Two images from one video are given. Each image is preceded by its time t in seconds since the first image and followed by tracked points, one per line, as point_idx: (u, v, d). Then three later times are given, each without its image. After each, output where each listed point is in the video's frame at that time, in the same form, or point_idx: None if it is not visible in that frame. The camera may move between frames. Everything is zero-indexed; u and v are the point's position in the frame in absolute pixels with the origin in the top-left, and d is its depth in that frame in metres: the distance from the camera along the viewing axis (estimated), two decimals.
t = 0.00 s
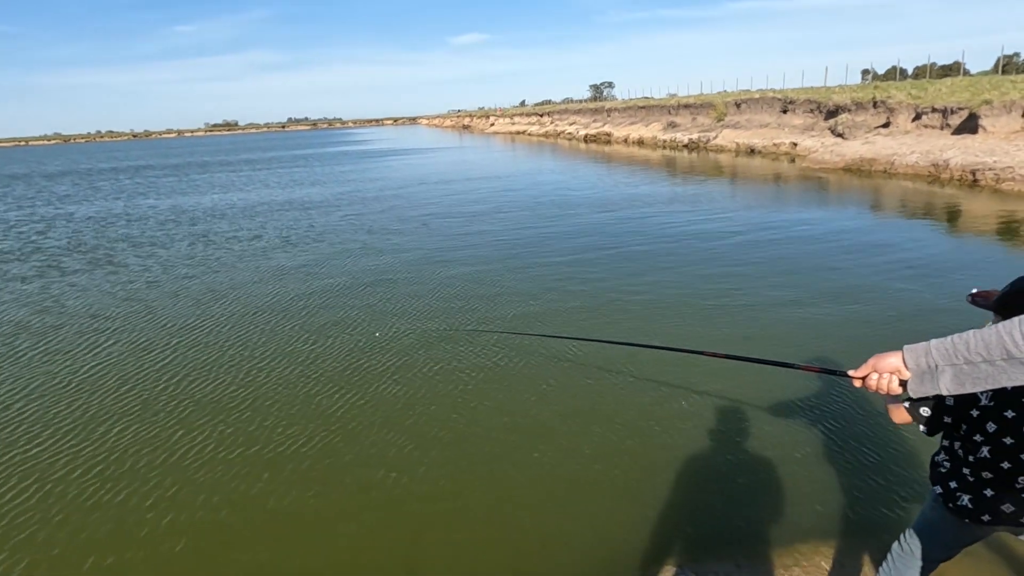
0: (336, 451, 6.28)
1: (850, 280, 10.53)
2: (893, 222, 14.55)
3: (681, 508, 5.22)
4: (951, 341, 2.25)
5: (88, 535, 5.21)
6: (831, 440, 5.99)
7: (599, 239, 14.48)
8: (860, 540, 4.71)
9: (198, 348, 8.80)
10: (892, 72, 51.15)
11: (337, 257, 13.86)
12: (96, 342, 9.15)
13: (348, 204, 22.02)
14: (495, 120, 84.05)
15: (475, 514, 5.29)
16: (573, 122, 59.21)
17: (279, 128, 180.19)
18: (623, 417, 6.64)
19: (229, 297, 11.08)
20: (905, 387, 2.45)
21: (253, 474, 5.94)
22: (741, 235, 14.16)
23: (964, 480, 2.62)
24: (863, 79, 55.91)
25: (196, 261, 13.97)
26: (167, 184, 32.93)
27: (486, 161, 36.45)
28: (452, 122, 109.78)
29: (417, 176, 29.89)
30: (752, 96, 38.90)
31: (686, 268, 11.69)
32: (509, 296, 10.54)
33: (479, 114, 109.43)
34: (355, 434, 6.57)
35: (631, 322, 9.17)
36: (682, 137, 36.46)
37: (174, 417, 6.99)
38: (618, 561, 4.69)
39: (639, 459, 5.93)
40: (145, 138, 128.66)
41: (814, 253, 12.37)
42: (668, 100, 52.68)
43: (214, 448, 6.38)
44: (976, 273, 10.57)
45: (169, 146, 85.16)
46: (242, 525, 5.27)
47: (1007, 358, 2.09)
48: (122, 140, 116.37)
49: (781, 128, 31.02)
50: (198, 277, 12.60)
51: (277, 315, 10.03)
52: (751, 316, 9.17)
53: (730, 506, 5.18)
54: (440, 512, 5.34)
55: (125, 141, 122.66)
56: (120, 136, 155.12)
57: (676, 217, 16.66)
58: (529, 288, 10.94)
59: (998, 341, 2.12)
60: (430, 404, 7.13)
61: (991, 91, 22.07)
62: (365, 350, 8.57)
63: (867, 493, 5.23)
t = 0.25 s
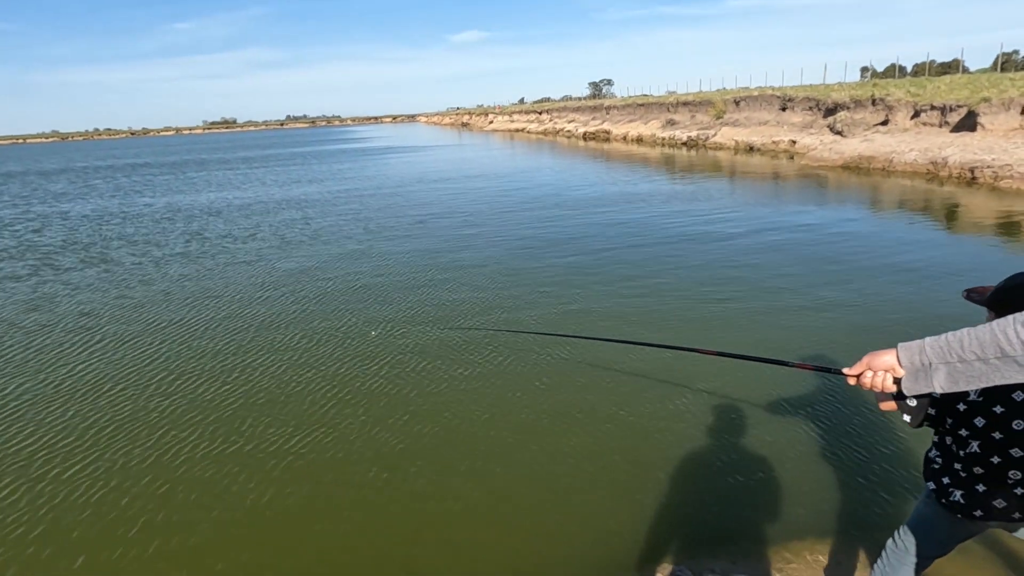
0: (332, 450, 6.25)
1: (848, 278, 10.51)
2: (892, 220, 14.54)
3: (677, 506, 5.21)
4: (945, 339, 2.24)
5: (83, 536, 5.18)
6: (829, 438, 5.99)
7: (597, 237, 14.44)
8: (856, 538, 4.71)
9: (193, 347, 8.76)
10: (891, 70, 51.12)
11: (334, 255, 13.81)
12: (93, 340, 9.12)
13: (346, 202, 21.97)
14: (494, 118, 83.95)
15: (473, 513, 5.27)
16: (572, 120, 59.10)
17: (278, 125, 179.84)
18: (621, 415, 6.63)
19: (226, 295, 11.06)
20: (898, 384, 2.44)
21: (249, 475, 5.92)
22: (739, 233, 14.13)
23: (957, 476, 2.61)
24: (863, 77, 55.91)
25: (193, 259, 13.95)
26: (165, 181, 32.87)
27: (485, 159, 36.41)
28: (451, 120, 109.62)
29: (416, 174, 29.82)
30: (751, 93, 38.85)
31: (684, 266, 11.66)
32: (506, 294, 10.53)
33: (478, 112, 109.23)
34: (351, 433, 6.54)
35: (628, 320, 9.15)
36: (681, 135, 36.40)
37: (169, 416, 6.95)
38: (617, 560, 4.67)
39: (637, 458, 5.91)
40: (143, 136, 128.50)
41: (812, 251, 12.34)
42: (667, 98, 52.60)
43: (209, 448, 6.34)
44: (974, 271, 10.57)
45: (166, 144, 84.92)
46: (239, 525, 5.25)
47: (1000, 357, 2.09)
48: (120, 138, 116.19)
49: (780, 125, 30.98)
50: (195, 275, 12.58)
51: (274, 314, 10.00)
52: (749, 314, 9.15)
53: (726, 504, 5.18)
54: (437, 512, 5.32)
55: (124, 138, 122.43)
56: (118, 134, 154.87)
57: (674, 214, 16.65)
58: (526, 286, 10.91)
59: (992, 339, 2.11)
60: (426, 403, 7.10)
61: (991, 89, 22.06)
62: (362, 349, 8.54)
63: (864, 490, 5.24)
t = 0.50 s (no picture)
0: (331, 448, 6.26)
1: (847, 275, 10.52)
2: (891, 217, 14.54)
3: (676, 504, 5.22)
4: (944, 335, 2.24)
5: (83, 533, 5.18)
6: (827, 434, 6.00)
7: (596, 235, 14.43)
8: (855, 535, 4.72)
9: (192, 345, 8.76)
10: (890, 67, 51.09)
11: (333, 253, 13.80)
12: (91, 338, 9.11)
13: (345, 199, 21.95)
14: (494, 116, 83.83)
15: (472, 511, 5.28)
16: (572, 118, 59.04)
17: (277, 123, 179.51)
18: (620, 413, 6.63)
19: (224, 293, 11.05)
20: (897, 381, 2.44)
21: (248, 473, 5.92)
22: (738, 231, 14.14)
23: (955, 471, 2.62)
24: (862, 75, 55.90)
25: (191, 257, 13.93)
26: (163, 179, 32.81)
27: (485, 156, 36.38)
28: (450, 118, 109.46)
29: (415, 172, 29.79)
30: (751, 91, 38.81)
31: (683, 264, 11.66)
32: (505, 292, 10.52)
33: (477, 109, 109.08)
34: (351, 431, 6.55)
35: (627, 318, 9.15)
36: (681, 133, 36.36)
37: (168, 413, 6.96)
38: (618, 558, 4.67)
39: (636, 455, 5.92)
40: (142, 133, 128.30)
41: (811, 248, 12.34)
42: (667, 95, 52.54)
43: (209, 446, 6.35)
44: (972, 268, 10.59)
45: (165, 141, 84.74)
46: (239, 523, 5.25)
47: (999, 353, 2.09)
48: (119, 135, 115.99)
49: (779, 123, 30.95)
50: (193, 273, 12.56)
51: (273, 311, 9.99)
52: (748, 312, 9.15)
53: (725, 501, 5.19)
54: (437, 510, 5.32)
55: (122, 136, 122.06)
56: (117, 131, 154.52)
57: (674, 212, 16.64)
58: (525, 284, 10.92)
59: (992, 336, 2.11)
60: (425, 401, 7.11)
61: (991, 86, 22.06)
62: (360, 346, 8.54)
63: (862, 486, 5.26)
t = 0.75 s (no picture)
0: (327, 446, 6.26)
1: (846, 273, 10.52)
2: (890, 215, 14.52)
3: (675, 502, 5.22)
4: (940, 332, 2.24)
5: (77, 532, 5.19)
6: (825, 433, 6.00)
7: (595, 233, 14.42)
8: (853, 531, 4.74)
9: (189, 344, 8.75)
10: (889, 66, 51.04)
11: (332, 251, 13.77)
12: (89, 337, 9.10)
13: (344, 197, 21.92)
14: (493, 114, 83.72)
15: (469, 510, 5.27)
16: (571, 116, 58.96)
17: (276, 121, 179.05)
18: (617, 411, 6.62)
19: (223, 291, 11.03)
20: (893, 378, 2.44)
21: (243, 471, 5.92)
22: (738, 229, 14.12)
23: (964, 481, 2.64)
24: (861, 73, 55.84)
25: (189, 256, 13.88)
26: (162, 177, 32.75)
27: (484, 154, 36.33)
28: (449, 116, 109.32)
29: (414, 170, 29.74)
30: (750, 88, 38.77)
31: (682, 262, 11.65)
32: (504, 290, 10.52)
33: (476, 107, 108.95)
34: (346, 429, 6.56)
35: (626, 316, 9.14)
36: (680, 131, 36.32)
37: (164, 412, 6.96)
38: (616, 556, 4.67)
39: (633, 454, 5.92)
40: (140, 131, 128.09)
41: (810, 246, 12.34)
42: (666, 93, 52.48)
43: (204, 444, 6.35)
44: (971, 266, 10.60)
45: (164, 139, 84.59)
46: (234, 522, 5.26)
47: (994, 350, 2.09)
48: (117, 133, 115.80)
49: (779, 121, 30.93)
50: (192, 271, 12.54)
51: (271, 310, 9.98)
52: (747, 310, 9.14)
53: (723, 497, 5.20)
54: (433, 508, 5.33)
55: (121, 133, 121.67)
56: (115, 130, 154.24)
57: (673, 210, 16.61)
58: (524, 282, 10.91)
59: (987, 333, 2.12)
60: (421, 400, 7.09)
61: (990, 84, 22.06)
62: (357, 345, 8.54)
63: (860, 483, 5.28)
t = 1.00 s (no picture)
0: (323, 446, 6.26)
1: (843, 273, 10.54)
2: (887, 214, 14.55)
3: (672, 501, 5.22)
4: (935, 331, 2.25)
5: (71, 533, 5.19)
6: (822, 432, 6.01)
7: (593, 232, 14.41)
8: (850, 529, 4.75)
9: (183, 344, 8.72)
10: (886, 66, 51.11)
11: (329, 251, 13.73)
12: (84, 338, 9.07)
13: (341, 197, 21.87)
14: (491, 113, 83.65)
15: (465, 509, 5.27)
16: (569, 115, 58.90)
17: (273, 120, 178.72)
18: (614, 411, 6.62)
19: (219, 292, 11.01)
20: (887, 377, 2.44)
21: (239, 471, 5.91)
22: (735, 228, 14.13)
23: (954, 483, 2.65)
24: (859, 72, 55.91)
25: (185, 256, 13.82)
26: (158, 176, 32.65)
27: (482, 153, 36.29)
28: (447, 115, 109.23)
29: (412, 169, 29.71)
30: (748, 88, 38.79)
31: (679, 262, 11.65)
32: (501, 289, 10.51)
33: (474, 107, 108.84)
34: (342, 428, 6.56)
35: (623, 316, 9.14)
36: (678, 130, 36.33)
37: (159, 413, 6.95)
38: (614, 555, 4.68)
39: (630, 453, 5.92)
40: (137, 130, 127.68)
41: (807, 245, 12.36)
42: (664, 92, 52.48)
43: (200, 444, 6.34)
44: (967, 265, 10.62)
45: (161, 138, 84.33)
46: (229, 521, 5.26)
47: (988, 348, 2.10)
48: (114, 132, 115.44)
49: (776, 120, 30.95)
50: (188, 271, 12.50)
51: (267, 310, 9.96)
52: (744, 310, 9.15)
53: (720, 496, 5.22)
54: (428, 508, 5.32)
55: (118, 133, 121.25)
56: (112, 129, 153.89)
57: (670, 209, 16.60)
58: (521, 282, 10.90)
59: (980, 331, 2.12)
60: (416, 399, 7.08)
61: (986, 83, 22.13)
62: (353, 345, 8.52)
63: (857, 481, 5.29)
